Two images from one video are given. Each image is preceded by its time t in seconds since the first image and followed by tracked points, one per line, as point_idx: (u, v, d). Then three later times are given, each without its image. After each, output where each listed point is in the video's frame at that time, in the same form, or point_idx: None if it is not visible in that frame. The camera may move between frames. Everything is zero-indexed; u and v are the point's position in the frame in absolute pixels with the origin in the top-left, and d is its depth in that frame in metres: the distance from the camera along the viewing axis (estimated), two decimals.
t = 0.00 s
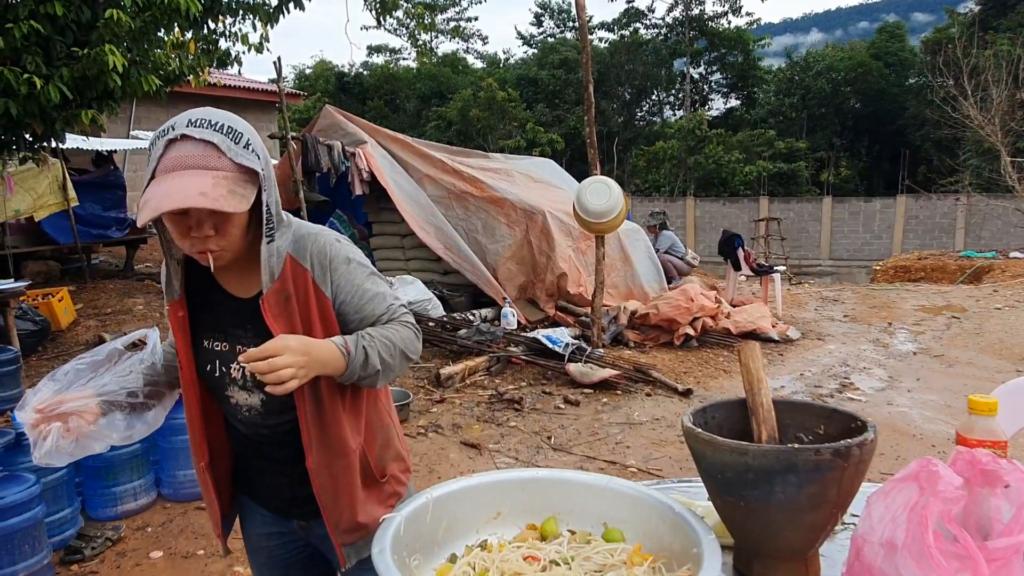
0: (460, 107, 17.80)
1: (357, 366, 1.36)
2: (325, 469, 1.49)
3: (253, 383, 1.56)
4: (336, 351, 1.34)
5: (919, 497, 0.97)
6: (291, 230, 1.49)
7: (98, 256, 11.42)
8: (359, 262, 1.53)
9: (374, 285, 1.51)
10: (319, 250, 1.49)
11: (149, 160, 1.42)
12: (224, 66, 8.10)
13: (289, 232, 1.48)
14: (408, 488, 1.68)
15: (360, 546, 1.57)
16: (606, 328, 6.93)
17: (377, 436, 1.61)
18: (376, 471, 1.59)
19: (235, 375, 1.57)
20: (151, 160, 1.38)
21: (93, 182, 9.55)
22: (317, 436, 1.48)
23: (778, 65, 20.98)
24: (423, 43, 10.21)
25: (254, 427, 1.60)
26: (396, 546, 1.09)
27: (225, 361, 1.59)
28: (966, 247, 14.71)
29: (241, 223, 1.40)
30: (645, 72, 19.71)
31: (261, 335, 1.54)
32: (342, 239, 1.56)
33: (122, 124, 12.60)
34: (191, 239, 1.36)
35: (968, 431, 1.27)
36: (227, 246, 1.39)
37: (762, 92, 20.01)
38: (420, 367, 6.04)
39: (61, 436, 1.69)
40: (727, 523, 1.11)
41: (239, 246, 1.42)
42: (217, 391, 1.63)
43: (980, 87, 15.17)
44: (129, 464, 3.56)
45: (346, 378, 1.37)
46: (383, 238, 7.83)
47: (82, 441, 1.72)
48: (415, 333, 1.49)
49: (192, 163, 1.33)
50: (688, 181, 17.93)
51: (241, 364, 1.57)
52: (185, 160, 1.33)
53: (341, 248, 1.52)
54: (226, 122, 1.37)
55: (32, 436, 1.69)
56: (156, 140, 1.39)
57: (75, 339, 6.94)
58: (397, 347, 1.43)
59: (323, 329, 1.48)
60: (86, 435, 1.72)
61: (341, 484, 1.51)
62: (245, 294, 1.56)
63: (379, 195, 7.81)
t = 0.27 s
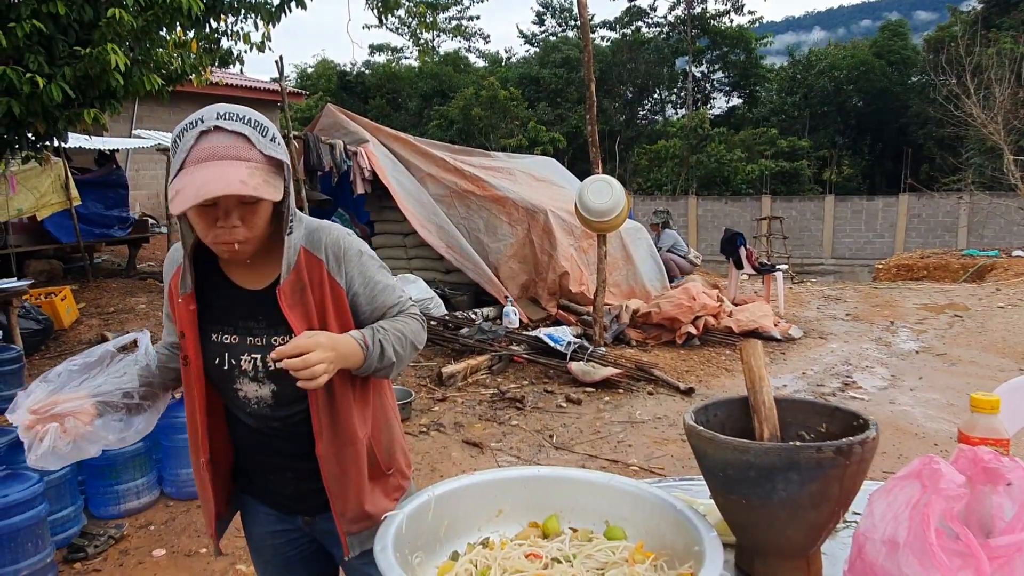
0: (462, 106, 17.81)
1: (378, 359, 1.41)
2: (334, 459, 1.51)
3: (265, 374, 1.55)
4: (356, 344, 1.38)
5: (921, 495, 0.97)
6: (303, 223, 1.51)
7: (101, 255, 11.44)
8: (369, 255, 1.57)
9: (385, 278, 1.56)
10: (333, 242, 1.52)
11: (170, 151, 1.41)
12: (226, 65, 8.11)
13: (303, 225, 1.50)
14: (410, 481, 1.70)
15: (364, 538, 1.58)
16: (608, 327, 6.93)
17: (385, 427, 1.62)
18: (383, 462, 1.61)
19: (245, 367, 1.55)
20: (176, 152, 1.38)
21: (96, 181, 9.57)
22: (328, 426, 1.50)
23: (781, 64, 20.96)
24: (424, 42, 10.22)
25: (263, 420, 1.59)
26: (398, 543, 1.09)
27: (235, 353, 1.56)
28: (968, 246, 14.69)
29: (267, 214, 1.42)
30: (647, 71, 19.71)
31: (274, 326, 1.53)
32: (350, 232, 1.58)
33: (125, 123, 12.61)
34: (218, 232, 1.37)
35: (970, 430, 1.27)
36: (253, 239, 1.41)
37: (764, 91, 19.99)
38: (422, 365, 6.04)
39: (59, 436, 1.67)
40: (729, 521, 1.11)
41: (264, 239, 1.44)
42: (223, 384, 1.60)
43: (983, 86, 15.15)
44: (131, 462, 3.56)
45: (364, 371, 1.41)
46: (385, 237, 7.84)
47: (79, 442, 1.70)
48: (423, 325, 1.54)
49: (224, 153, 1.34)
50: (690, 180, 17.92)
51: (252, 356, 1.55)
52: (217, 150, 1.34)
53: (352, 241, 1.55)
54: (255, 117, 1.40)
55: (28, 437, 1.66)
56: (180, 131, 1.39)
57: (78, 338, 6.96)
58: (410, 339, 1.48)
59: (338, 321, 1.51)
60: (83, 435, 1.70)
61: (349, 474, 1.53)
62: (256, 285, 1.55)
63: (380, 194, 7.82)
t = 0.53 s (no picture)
0: (463, 104, 17.80)
1: (393, 353, 1.47)
2: (342, 448, 1.54)
3: (276, 368, 1.54)
4: (375, 339, 1.43)
5: (922, 493, 0.97)
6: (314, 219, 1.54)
7: (102, 253, 11.44)
8: (377, 251, 1.61)
9: (392, 273, 1.61)
10: (345, 237, 1.56)
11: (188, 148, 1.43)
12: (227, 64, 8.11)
13: (315, 221, 1.54)
14: (412, 474, 1.72)
15: (369, 529, 1.59)
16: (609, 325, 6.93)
17: (391, 420, 1.64)
18: (389, 453, 1.62)
19: (257, 361, 1.54)
20: (199, 147, 1.40)
21: (97, 179, 9.57)
22: (340, 417, 1.52)
23: (782, 62, 20.93)
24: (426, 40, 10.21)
25: (273, 414, 1.58)
26: (399, 541, 1.09)
27: (246, 347, 1.55)
28: (970, 244, 14.67)
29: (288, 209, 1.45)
30: (648, 69, 19.70)
31: (288, 318, 1.53)
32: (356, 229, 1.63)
33: (126, 121, 12.62)
34: (242, 225, 1.40)
35: (972, 427, 1.27)
36: (274, 233, 1.44)
37: (766, 89, 19.96)
38: (423, 363, 6.04)
39: (61, 436, 1.65)
40: (730, 518, 1.11)
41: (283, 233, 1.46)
42: (230, 378, 1.58)
43: (985, 83, 15.14)
44: (133, 460, 3.56)
45: (380, 364, 1.47)
46: (386, 235, 7.85)
47: (79, 442, 1.67)
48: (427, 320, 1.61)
49: (251, 148, 1.38)
50: (691, 178, 17.90)
51: (263, 350, 1.54)
52: (244, 144, 1.38)
53: (361, 237, 1.60)
54: (277, 115, 1.45)
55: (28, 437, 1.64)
56: (202, 126, 1.42)
57: (80, 336, 6.97)
58: (418, 334, 1.54)
59: (350, 314, 1.55)
60: (83, 436, 1.67)
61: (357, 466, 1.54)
62: (267, 279, 1.56)
63: (382, 192, 7.81)
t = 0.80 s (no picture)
0: (464, 103, 17.79)
1: (410, 349, 1.50)
2: (357, 438, 1.58)
3: (291, 361, 1.54)
4: (393, 334, 1.46)
5: (922, 490, 0.97)
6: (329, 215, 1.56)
7: (103, 252, 11.43)
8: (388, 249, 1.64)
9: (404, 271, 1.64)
10: (358, 233, 1.58)
11: (213, 139, 1.45)
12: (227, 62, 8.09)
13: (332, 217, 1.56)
14: (416, 470, 1.77)
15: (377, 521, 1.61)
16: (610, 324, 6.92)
17: (400, 415, 1.68)
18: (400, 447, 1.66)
19: (271, 353, 1.54)
20: (225, 138, 1.42)
21: (98, 178, 9.57)
22: (358, 405, 1.57)
23: (784, 59, 20.93)
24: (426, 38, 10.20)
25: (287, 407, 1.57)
26: (398, 538, 1.10)
27: (260, 340, 1.54)
28: (972, 242, 14.66)
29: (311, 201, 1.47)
30: (649, 67, 19.70)
31: (303, 311, 1.54)
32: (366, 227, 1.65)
33: (127, 120, 12.61)
34: (268, 215, 1.41)
35: (973, 425, 1.27)
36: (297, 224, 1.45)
37: (767, 87, 19.95)
38: (424, 362, 6.03)
39: (73, 435, 1.62)
40: (730, 516, 1.11)
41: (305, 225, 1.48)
42: (242, 372, 1.56)
43: (986, 81, 15.14)
44: (133, 458, 3.57)
45: (397, 359, 1.49)
46: (386, 234, 7.84)
47: (93, 441, 1.64)
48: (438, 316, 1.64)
49: (281, 138, 1.41)
50: (692, 176, 17.88)
51: (278, 343, 1.54)
52: (275, 134, 1.41)
53: (374, 234, 1.62)
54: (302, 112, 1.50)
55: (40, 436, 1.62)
56: (228, 118, 1.44)
57: (80, 335, 6.97)
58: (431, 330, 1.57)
59: (366, 311, 1.57)
60: (96, 435, 1.64)
61: (373, 455, 1.59)
62: (282, 273, 1.56)
63: (382, 190, 7.80)
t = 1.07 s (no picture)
0: (465, 101, 17.77)
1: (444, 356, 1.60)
2: (383, 432, 1.64)
3: (321, 353, 1.57)
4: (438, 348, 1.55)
5: (925, 488, 0.97)
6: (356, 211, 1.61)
7: (105, 251, 11.44)
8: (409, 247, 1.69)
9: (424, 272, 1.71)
10: (385, 229, 1.63)
11: (247, 129, 1.47)
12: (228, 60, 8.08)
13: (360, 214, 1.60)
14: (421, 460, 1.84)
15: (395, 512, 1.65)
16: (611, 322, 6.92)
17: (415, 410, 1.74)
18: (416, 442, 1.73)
19: (301, 346, 1.56)
20: (262, 127, 1.44)
21: (100, 176, 9.57)
22: (386, 398, 1.64)
23: (785, 57, 20.91)
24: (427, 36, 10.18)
25: (314, 400, 1.58)
26: (399, 536, 1.09)
27: (290, 333, 1.55)
28: (973, 240, 14.65)
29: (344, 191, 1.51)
30: (651, 65, 19.72)
31: (334, 304, 1.58)
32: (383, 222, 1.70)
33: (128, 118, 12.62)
34: (306, 204, 1.44)
35: (975, 423, 1.26)
36: (331, 214, 1.49)
37: (768, 85, 19.92)
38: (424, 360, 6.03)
39: (101, 435, 1.54)
40: (730, 513, 1.11)
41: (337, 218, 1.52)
42: (269, 366, 1.57)
43: (988, 79, 15.12)
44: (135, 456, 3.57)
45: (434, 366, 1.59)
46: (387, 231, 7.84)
47: (121, 441, 1.57)
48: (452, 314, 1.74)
49: (319, 126, 1.45)
50: (693, 175, 17.86)
51: (308, 335, 1.56)
52: (314, 123, 1.45)
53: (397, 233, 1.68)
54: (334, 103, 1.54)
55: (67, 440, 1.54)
56: (266, 106, 1.46)
57: (82, 333, 6.97)
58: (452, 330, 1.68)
59: (394, 309, 1.63)
60: (123, 434, 1.57)
61: (397, 448, 1.64)
62: (311, 265, 1.59)
63: (383, 188, 7.81)
